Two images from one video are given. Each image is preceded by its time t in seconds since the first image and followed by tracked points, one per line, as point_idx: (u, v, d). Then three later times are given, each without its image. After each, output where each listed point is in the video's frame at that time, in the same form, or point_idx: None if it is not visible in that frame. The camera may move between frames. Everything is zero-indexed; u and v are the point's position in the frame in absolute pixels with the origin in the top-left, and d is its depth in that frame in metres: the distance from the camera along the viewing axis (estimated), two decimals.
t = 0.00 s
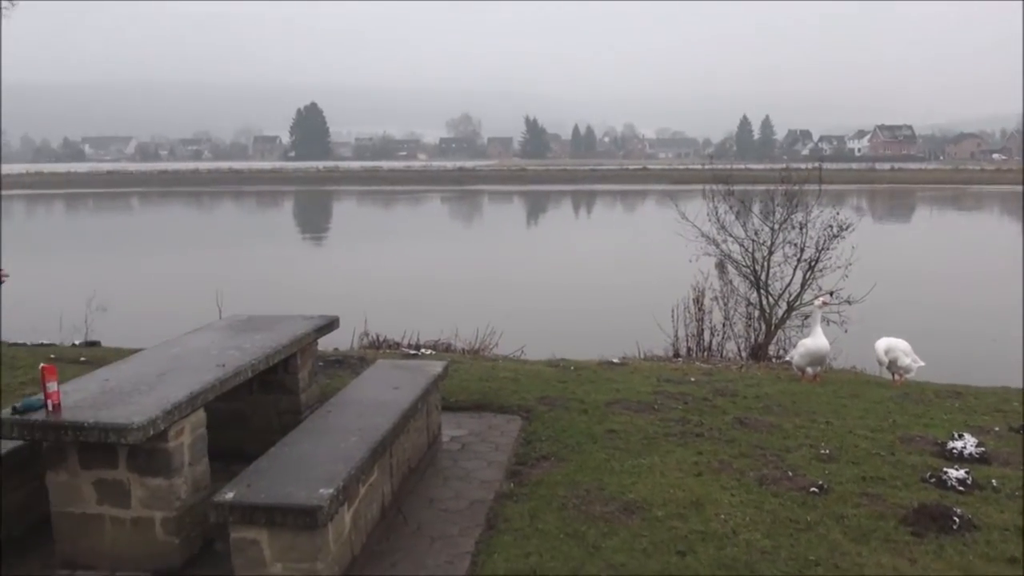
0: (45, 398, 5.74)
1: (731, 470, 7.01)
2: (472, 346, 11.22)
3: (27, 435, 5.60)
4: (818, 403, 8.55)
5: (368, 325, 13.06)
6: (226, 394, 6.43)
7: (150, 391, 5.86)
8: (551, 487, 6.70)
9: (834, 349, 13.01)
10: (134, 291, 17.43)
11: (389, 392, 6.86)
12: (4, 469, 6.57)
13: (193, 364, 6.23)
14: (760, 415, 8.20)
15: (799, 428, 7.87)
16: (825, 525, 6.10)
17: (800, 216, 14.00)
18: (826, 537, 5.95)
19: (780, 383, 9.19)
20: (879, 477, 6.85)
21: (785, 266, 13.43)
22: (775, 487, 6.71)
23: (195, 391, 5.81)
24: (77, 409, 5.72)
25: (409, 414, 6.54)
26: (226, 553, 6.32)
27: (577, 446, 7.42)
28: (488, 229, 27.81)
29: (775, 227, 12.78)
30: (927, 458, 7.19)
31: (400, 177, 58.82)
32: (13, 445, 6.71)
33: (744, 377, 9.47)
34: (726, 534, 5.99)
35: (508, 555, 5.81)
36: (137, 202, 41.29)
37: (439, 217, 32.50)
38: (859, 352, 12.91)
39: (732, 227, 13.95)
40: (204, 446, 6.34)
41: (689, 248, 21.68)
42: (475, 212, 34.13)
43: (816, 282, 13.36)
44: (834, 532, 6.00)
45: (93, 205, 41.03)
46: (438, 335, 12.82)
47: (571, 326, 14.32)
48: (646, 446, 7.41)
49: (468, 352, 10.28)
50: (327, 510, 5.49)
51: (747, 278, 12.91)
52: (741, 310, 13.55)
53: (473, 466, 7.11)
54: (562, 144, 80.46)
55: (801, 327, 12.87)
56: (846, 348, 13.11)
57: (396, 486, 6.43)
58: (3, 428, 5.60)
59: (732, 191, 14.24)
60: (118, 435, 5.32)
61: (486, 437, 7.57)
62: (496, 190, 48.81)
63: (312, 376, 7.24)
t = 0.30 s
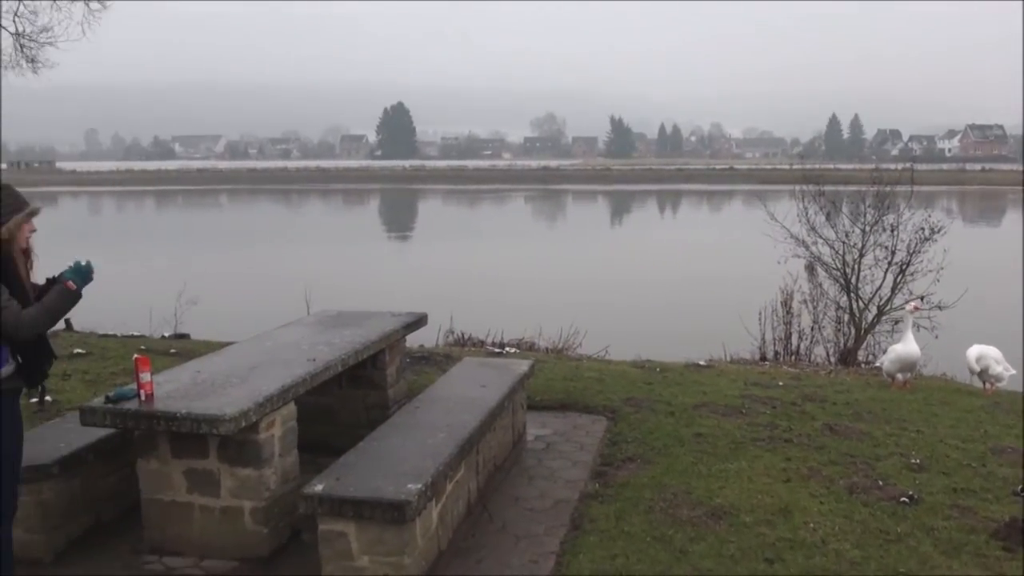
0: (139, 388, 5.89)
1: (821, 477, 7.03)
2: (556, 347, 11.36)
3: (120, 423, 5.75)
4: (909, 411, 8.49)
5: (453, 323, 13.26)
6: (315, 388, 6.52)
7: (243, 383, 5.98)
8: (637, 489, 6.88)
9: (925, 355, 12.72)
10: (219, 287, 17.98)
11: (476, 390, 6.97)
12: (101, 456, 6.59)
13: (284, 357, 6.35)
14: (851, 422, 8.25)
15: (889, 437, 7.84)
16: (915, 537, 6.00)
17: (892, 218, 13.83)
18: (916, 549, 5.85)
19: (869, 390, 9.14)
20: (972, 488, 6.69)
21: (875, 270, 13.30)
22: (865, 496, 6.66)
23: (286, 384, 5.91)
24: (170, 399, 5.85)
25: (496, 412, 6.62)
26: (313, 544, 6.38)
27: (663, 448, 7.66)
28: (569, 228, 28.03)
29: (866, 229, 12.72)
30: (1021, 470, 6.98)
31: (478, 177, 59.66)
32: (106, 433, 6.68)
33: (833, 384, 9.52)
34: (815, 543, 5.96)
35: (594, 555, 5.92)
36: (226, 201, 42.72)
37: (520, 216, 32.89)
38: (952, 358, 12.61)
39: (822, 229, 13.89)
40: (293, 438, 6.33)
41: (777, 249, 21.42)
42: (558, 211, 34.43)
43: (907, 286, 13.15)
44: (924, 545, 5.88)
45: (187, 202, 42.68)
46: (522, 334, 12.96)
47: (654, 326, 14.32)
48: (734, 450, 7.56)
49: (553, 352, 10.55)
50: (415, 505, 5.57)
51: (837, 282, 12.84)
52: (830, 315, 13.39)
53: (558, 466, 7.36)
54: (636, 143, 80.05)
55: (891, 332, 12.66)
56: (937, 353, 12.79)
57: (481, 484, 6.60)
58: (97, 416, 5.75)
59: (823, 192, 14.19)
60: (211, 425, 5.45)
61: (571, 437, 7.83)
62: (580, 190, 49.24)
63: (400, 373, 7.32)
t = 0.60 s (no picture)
0: (232, 378, 5.98)
1: (912, 486, 7.00)
2: (640, 347, 11.39)
3: (212, 413, 5.87)
4: (1003, 420, 8.36)
5: (537, 321, 13.34)
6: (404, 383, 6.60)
7: (335, 376, 6.07)
8: (726, 492, 7.11)
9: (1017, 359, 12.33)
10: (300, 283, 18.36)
11: (563, 387, 7.11)
12: (192, 445, 6.66)
13: (374, 351, 6.44)
14: (943, 429, 8.25)
15: (983, 447, 7.73)
16: (1008, 551, 5.91)
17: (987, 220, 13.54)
18: (1010, 564, 5.74)
19: (964, 397, 9.00)
20: None
21: (969, 273, 13.01)
22: (956, 507, 6.61)
23: (377, 378, 6.00)
24: (262, 390, 5.95)
25: (582, 411, 6.76)
26: (400, 537, 6.42)
27: (752, 451, 7.95)
28: (652, 226, 27.90)
29: (961, 229, 12.50)
30: None
31: (556, 175, 59.72)
32: (196, 422, 6.71)
33: (925, 390, 9.57)
34: (906, 553, 5.92)
35: (682, 558, 6.04)
36: (309, 197, 43.57)
37: (602, 214, 32.84)
38: None
39: (914, 230, 13.67)
40: (383, 431, 6.39)
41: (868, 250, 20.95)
42: (644, 209, 34.24)
43: (1002, 290, 12.89)
44: (1018, 559, 5.77)
45: (277, 198, 43.87)
46: (607, 333, 12.95)
47: (741, 326, 14.17)
48: (824, 457, 7.73)
49: (641, 351, 10.90)
50: (503, 502, 5.62)
51: (929, 284, 12.63)
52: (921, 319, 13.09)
53: (645, 466, 7.69)
54: (715, 141, 78.83)
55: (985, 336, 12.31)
56: None
57: (568, 482, 6.88)
58: (190, 405, 5.88)
59: (916, 192, 13.97)
60: (303, 417, 5.54)
61: (658, 437, 8.27)
62: (665, 187, 48.92)
63: (487, 369, 7.36)
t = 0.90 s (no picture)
0: (307, 372, 6.04)
1: (989, 494, 6.79)
2: (712, 347, 11.27)
3: (288, 406, 5.95)
4: None
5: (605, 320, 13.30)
6: (475, 379, 6.62)
7: (408, 371, 6.12)
8: (800, 496, 7.01)
9: None
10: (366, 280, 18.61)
11: (636, 386, 7.21)
12: (266, 437, 6.75)
13: (446, 347, 6.48)
14: None
15: None
16: None
17: None
18: None
19: None
20: None
21: None
22: None
23: (449, 374, 6.03)
24: (337, 384, 6.02)
25: (655, 408, 6.89)
26: (471, 534, 6.43)
27: (826, 455, 7.88)
28: (717, 225, 27.55)
29: None
30: None
31: (622, 173, 59.40)
32: (272, 414, 6.83)
33: (1004, 396, 9.26)
34: (984, 563, 5.75)
35: (754, 562, 5.95)
36: (377, 194, 44.17)
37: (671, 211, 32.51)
38: None
39: (990, 229, 13.29)
40: (455, 427, 6.41)
41: (945, 249, 20.36)
42: (716, 206, 33.77)
43: None
44: None
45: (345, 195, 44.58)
46: (677, 332, 12.85)
47: (815, 325, 13.91)
48: (899, 463, 7.54)
49: (710, 351, 10.78)
50: (575, 500, 5.60)
51: (1005, 284, 12.22)
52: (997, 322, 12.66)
53: (717, 467, 7.77)
54: (780, 138, 77.44)
55: None
56: None
57: (640, 483, 6.97)
58: (266, 398, 5.97)
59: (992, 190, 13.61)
60: (376, 412, 5.60)
61: (730, 439, 8.34)
62: (734, 184, 48.25)
63: (559, 367, 7.35)
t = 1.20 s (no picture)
0: (366, 369, 6.09)
1: None
2: (768, 348, 11.15)
3: (347, 403, 5.98)
4: None
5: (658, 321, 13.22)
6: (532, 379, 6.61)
7: (467, 370, 6.13)
8: (859, 501, 6.87)
9: None
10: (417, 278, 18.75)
11: (695, 388, 7.32)
12: (325, 433, 6.81)
13: (504, 346, 6.47)
14: None
15: None
16: None
17: None
18: None
19: None
20: None
21: None
22: None
23: (507, 373, 6.03)
24: (395, 381, 6.05)
25: (715, 408, 6.96)
26: (527, 533, 6.41)
27: (885, 460, 7.71)
28: (767, 225, 27.16)
29: None
30: None
31: (675, 171, 59.07)
32: (330, 411, 6.88)
33: None
34: None
35: (813, 567, 5.83)
36: (428, 192, 44.56)
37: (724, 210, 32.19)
38: None
39: None
40: (512, 426, 6.40)
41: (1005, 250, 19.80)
42: (771, 204, 33.31)
43: None
44: None
45: (395, 194, 44.91)
46: (732, 333, 12.71)
47: (871, 326, 13.70)
48: (959, 469, 7.36)
49: (765, 352, 10.63)
50: (634, 502, 5.55)
51: None
52: None
53: (774, 471, 7.65)
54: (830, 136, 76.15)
55: None
56: None
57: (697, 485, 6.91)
58: (325, 395, 6.01)
59: None
60: (435, 410, 5.61)
61: (787, 442, 8.23)
62: (791, 181, 47.61)
63: (615, 368, 7.32)
